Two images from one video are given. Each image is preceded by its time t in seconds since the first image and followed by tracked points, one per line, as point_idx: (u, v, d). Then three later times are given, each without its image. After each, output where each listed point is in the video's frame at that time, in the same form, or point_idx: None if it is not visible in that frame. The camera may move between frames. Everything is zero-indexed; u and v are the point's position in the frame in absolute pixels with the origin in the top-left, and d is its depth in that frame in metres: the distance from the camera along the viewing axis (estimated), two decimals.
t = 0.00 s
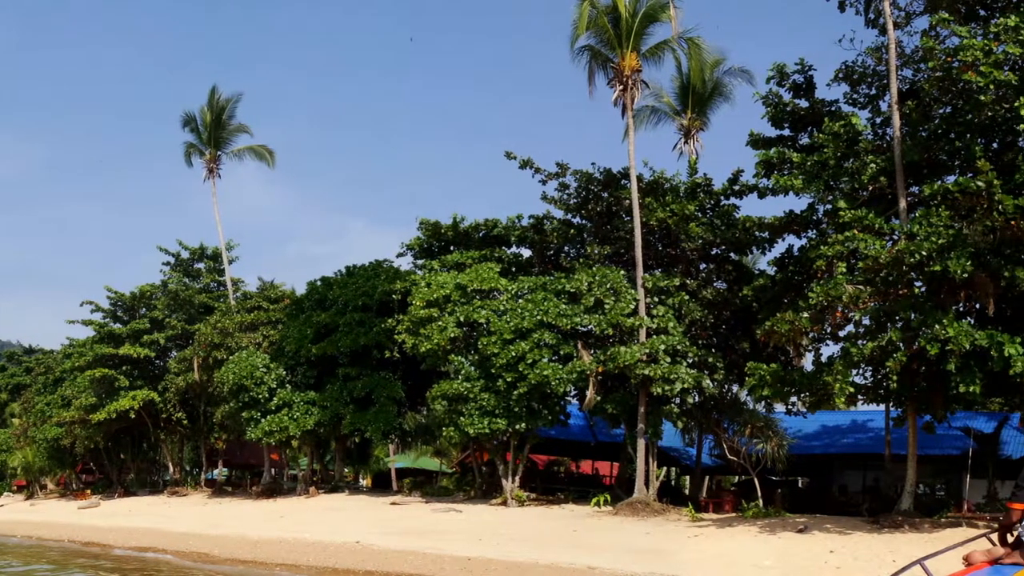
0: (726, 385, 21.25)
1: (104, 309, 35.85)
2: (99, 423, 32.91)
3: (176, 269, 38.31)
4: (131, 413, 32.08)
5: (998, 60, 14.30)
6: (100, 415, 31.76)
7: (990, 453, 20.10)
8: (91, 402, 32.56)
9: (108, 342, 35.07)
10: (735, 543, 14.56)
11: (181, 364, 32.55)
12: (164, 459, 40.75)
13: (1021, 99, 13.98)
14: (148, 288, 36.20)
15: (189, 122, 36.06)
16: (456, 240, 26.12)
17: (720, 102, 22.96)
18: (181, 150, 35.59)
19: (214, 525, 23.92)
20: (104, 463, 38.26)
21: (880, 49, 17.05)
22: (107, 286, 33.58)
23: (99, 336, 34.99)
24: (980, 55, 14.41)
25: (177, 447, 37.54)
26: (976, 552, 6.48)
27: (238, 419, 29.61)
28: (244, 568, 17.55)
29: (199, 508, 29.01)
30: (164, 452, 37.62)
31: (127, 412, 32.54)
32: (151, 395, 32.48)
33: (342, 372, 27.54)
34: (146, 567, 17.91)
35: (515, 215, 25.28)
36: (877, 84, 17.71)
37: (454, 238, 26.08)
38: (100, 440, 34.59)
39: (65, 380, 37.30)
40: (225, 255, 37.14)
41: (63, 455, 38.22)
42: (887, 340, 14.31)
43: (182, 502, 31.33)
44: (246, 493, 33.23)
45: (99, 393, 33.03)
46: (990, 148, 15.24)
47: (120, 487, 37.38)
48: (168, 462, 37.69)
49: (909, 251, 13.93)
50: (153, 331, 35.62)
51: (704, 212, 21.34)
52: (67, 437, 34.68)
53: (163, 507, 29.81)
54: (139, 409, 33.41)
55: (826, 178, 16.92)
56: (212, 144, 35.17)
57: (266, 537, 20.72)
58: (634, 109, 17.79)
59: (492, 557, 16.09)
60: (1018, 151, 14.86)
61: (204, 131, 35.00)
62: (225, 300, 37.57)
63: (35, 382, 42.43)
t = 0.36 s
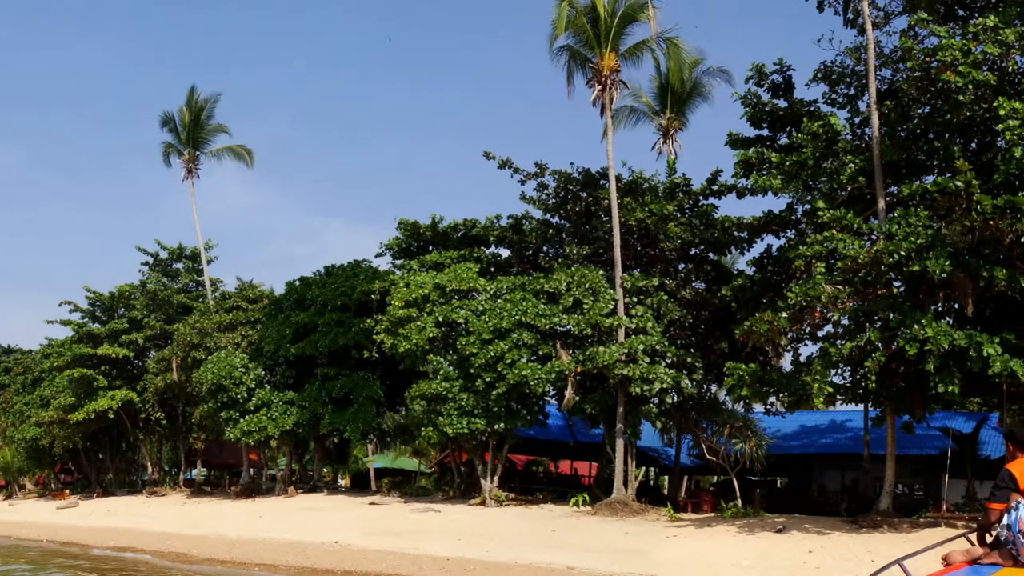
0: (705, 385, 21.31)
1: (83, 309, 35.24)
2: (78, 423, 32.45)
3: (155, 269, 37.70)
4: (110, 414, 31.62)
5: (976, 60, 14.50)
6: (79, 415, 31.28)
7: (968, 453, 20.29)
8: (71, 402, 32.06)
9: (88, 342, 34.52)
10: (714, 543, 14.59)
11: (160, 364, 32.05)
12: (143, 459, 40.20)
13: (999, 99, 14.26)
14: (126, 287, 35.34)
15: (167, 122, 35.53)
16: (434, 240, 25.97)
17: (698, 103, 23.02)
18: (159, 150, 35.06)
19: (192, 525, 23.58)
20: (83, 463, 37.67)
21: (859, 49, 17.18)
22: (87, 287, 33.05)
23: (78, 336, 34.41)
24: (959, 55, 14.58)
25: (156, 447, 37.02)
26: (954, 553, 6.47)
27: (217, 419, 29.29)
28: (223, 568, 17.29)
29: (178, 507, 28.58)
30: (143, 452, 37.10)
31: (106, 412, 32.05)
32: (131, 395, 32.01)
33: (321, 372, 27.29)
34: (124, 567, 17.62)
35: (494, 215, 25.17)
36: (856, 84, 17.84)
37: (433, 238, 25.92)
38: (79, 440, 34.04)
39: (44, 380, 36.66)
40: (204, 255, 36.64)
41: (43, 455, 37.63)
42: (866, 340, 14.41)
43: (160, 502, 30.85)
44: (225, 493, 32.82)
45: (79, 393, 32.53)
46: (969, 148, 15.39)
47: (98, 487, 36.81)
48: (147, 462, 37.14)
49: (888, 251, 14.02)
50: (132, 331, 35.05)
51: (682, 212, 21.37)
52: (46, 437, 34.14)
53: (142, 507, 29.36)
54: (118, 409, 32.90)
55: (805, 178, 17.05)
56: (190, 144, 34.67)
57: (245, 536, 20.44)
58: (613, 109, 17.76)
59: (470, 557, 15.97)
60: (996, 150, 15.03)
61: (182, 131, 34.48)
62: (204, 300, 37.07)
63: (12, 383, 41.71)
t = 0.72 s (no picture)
0: (683, 385, 21.34)
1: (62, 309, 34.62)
2: (56, 423, 31.92)
3: (133, 270, 36.82)
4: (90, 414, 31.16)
5: (955, 60, 14.63)
6: (56, 416, 30.78)
7: (946, 453, 20.53)
8: (49, 402, 31.53)
9: (66, 342, 33.93)
10: (693, 543, 14.59)
11: (139, 364, 31.57)
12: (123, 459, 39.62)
13: (977, 99, 14.41)
14: (105, 287, 34.60)
15: (146, 122, 35.00)
16: (413, 240, 25.79)
17: (677, 103, 23.08)
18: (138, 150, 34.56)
19: (172, 525, 23.20)
20: (62, 462, 37.08)
21: (838, 49, 17.28)
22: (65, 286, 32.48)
23: (56, 336, 33.83)
24: (937, 55, 14.71)
25: (135, 447, 36.48)
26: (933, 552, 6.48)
27: (195, 419, 28.92)
28: (201, 568, 17.01)
29: (158, 508, 28.13)
30: (122, 452, 36.54)
31: (85, 412, 31.55)
32: (110, 395, 31.53)
33: (300, 372, 26.97)
34: (103, 567, 17.31)
35: (473, 214, 25.07)
36: (835, 84, 17.96)
37: (412, 238, 25.74)
38: (57, 440, 33.45)
39: (21, 379, 36.03)
40: (183, 254, 36.14)
41: (20, 455, 37.01)
42: (844, 340, 14.51)
43: (138, 502, 30.34)
44: (204, 493, 32.40)
45: (57, 393, 32.00)
46: (947, 148, 15.61)
47: (76, 487, 36.23)
48: (126, 463, 36.59)
49: (867, 251, 14.13)
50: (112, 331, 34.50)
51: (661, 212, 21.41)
52: (24, 437, 33.60)
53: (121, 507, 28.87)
54: (96, 409, 32.37)
55: (783, 178, 17.18)
56: (170, 145, 34.17)
57: (224, 536, 20.16)
58: (592, 108, 17.72)
59: (450, 557, 15.85)
60: (974, 150, 15.19)
61: (161, 131, 33.98)
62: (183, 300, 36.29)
63: None
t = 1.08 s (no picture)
0: (662, 384, 21.37)
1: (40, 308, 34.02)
2: (35, 423, 31.39)
3: (113, 268, 36.45)
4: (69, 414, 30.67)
5: (934, 60, 14.75)
6: (35, 416, 30.29)
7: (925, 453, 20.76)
8: (27, 402, 30.99)
9: (44, 342, 33.33)
10: (671, 543, 14.60)
11: (118, 363, 31.07)
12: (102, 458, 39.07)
13: (956, 99, 14.55)
14: (84, 287, 34.08)
15: (125, 122, 34.45)
16: (392, 240, 25.58)
17: (655, 103, 23.11)
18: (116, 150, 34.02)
19: (152, 524, 22.83)
20: (41, 462, 36.51)
21: (816, 49, 17.38)
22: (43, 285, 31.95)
23: (34, 336, 33.22)
24: (916, 55, 14.82)
25: (113, 447, 35.92)
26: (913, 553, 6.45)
27: (175, 418, 28.51)
28: (180, 568, 16.72)
29: (136, 508, 27.66)
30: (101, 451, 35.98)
31: (64, 412, 31.03)
32: (89, 394, 31.01)
33: (278, 372, 26.65)
34: (81, 567, 16.96)
35: (451, 214, 24.93)
36: (813, 84, 18.07)
37: (390, 238, 25.53)
38: (35, 441, 32.87)
39: None
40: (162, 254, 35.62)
41: None
42: (823, 340, 14.60)
43: (116, 502, 29.83)
44: (182, 493, 31.94)
45: (36, 393, 31.45)
46: (926, 147, 15.81)
47: (55, 487, 35.67)
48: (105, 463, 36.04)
49: (846, 251, 14.21)
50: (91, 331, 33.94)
51: (639, 212, 21.42)
52: (3, 436, 33.07)
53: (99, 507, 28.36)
54: (75, 409, 31.84)
55: (762, 179, 17.26)
56: (148, 145, 33.65)
57: (203, 536, 19.86)
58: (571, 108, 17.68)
59: (428, 557, 15.72)
60: (953, 150, 15.38)
61: (139, 131, 33.46)
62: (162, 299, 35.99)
63: None
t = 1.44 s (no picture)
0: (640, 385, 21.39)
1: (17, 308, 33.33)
2: (13, 424, 30.78)
3: (92, 268, 35.85)
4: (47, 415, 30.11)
5: (912, 60, 14.89)
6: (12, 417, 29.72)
7: (903, 453, 21.00)
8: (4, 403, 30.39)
9: (22, 342, 32.70)
10: (650, 542, 14.60)
11: (96, 363, 30.57)
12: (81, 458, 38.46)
13: (934, 99, 14.70)
14: (62, 287, 33.45)
15: (104, 122, 33.89)
16: (370, 240, 25.37)
17: (634, 103, 23.14)
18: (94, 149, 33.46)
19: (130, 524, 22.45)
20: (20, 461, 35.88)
21: (795, 49, 17.48)
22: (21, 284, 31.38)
23: (12, 337, 32.58)
24: (894, 55, 14.94)
25: (92, 447, 35.35)
26: (891, 554, 6.37)
27: (153, 419, 28.08)
28: (160, 568, 16.43)
29: (115, 508, 27.19)
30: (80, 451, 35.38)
31: (42, 412, 30.46)
32: (68, 394, 30.44)
33: (257, 371, 26.33)
34: (59, 567, 16.61)
35: (429, 215, 24.79)
36: (791, 84, 18.17)
37: (369, 238, 25.33)
38: (14, 441, 32.23)
39: None
40: (141, 255, 35.08)
41: None
42: (802, 340, 14.68)
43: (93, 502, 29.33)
44: (161, 493, 31.49)
45: (13, 393, 30.85)
46: (905, 147, 16.02)
47: (34, 487, 35.06)
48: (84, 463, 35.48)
49: (824, 251, 14.26)
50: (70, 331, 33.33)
51: (618, 212, 21.43)
52: None
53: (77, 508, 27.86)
54: (55, 410, 31.23)
55: (740, 179, 17.33)
56: (127, 145, 33.11)
57: (182, 536, 19.56)
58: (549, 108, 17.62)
59: (407, 557, 15.59)
60: (931, 150, 15.56)
61: (119, 132, 32.92)
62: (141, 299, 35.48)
63: None
